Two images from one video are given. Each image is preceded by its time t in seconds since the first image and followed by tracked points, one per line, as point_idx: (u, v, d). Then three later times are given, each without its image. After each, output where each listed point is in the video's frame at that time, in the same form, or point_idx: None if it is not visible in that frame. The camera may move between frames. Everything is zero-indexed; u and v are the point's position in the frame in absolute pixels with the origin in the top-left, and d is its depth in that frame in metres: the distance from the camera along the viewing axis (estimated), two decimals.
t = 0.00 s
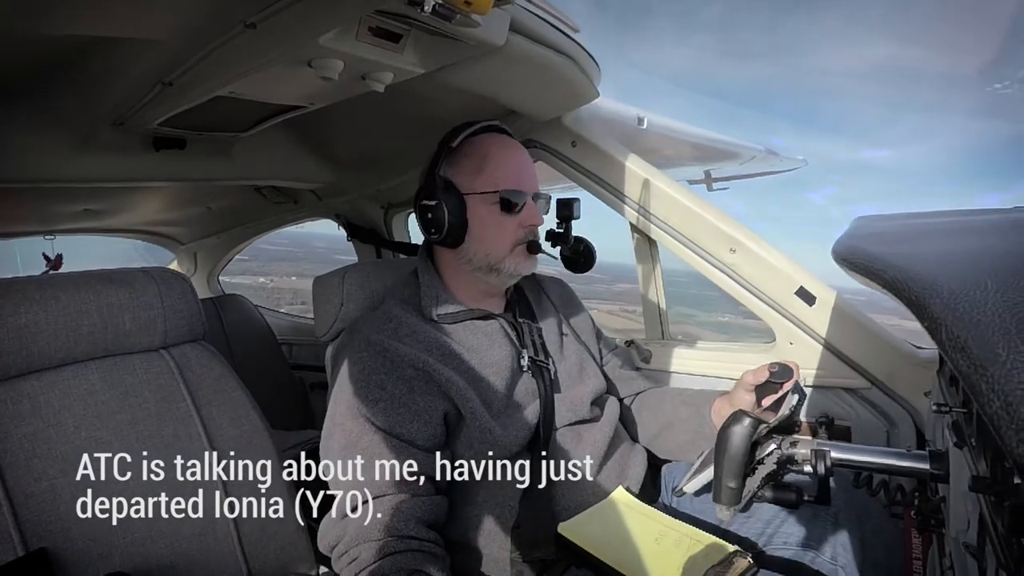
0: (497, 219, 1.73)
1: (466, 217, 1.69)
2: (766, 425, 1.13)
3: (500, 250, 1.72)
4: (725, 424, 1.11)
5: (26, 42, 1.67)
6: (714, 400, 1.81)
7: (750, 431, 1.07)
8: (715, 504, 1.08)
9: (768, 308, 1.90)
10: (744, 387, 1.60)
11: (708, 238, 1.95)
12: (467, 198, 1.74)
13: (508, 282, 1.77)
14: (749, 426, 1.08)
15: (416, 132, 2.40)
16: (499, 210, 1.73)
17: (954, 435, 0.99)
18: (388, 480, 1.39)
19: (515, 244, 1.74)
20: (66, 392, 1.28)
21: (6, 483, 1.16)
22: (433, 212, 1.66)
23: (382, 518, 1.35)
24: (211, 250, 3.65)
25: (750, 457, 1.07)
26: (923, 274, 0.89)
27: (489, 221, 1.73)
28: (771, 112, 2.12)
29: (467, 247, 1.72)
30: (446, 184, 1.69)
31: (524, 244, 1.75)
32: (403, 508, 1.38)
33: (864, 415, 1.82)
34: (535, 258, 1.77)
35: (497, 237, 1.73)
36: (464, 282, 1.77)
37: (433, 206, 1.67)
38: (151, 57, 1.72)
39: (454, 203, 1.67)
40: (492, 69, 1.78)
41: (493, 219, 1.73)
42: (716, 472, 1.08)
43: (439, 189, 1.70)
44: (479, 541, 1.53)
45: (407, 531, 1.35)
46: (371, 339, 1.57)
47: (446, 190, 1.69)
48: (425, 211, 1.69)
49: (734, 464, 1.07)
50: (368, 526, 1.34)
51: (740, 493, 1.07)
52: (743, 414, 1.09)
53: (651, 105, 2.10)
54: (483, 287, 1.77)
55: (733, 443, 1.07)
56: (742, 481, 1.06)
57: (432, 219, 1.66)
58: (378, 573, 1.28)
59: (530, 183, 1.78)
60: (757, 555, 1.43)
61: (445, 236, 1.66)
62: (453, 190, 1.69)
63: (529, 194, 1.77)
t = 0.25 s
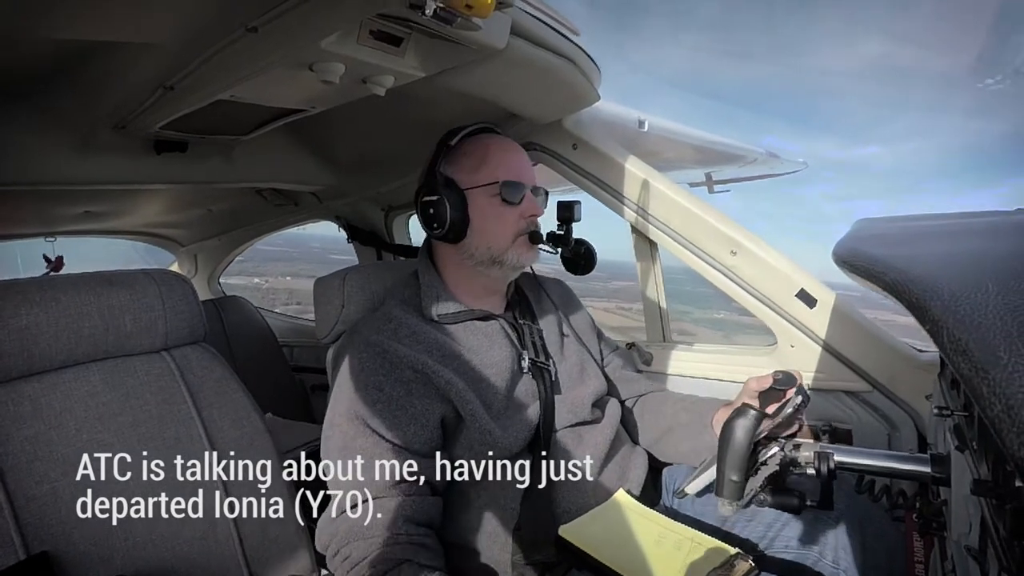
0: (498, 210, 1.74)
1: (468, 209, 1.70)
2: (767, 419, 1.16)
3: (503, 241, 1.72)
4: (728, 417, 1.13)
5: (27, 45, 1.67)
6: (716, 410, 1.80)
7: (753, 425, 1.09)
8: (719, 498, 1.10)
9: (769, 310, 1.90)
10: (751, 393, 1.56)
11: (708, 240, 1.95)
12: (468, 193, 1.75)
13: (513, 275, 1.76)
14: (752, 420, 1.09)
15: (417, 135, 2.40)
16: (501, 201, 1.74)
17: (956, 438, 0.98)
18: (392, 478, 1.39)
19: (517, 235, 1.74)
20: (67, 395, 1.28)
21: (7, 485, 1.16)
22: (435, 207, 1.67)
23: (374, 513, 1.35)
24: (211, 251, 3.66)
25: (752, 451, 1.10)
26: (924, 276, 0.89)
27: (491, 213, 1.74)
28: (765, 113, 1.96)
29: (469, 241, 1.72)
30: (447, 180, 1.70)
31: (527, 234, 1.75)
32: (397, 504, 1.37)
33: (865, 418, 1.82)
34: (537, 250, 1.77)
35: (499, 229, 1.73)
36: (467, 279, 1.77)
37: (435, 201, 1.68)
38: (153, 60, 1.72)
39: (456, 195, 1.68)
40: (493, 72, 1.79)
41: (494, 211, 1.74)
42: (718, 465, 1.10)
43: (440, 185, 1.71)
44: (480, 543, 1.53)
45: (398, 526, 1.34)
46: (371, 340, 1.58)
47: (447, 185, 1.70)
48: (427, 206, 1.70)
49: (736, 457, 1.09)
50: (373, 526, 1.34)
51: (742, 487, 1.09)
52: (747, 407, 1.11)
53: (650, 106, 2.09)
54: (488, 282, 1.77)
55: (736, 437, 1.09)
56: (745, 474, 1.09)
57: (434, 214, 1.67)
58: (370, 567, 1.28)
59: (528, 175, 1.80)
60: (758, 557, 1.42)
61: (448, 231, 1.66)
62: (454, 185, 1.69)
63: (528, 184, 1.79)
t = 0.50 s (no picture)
0: (498, 219, 1.75)
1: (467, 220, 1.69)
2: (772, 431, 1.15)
3: (503, 249, 1.73)
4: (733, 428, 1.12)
5: (32, 55, 1.68)
6: (720, 418, 1.77)
7: (756, 436, 1.08)
8: (723, 508, 1.10)
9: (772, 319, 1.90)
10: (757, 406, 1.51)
11: (710, 248, 1.95)
12: (467, 202, 1.75)
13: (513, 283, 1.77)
14: (756, 430, 1.09)
15: (420, 144, 2.41)
16: (500, 210, 1.74)
17: (960, 448, 0.99)
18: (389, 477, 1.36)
19: (517, 243, 1.75)
20: (70, 404, 1.28)
21: (9, 495, 1.16)
22: (435, 217, 1.67)
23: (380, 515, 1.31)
24: (215, 261, 3.65)
25: (757, 461, 1.09)
26: (928, 286, 0.88)
27: (490, 222, 1.74)
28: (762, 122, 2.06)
29: (469, 249, 1.72)
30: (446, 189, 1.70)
31: (527, 243, 1.76)
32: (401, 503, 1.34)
33: (870, 428, 1.80)
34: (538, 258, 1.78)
35: (499, 237, 1.74)
36: (467, 287, 1.77)
37: (434, 211, 1.68)
38: (157, 70, 1.73)
39: (454, 206, 1.68)
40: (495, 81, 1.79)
41: (494, 220, 1.74)
42: (723, 476, 1.10)
43: (439, 195, 1.71)
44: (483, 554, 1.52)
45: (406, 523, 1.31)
46: (373, 346, 1.57)
47: (446, 194, 1.70)
48: (427, 216, 1.70)
49: (741, 467, 1.09)
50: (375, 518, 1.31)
51: (747, 497, 1.09)
52: (751, 418, 1.10)
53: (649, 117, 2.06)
54: (488, 291, 1.77)
55: (740, 447, 1.08)
56: (750, 484, 1.08)
57: (434, 224, 1.67)
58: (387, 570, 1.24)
59: (528, 183, 1.80)
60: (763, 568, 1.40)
61: (448, 241, 1.66)
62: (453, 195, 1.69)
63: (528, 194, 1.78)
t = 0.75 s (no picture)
0: (498, 224, 1.75)
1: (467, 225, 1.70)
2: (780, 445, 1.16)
3: (504, 254, 1.73)
4: (738, 440, 1.14)
5: (33, 63, 1.68)
6: (721, 423, 1.76)
7: (761, 450, 1.10)
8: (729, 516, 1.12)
9: (772, 324, 1.89)
10: (760, 408, 1.53)
11: (711, 252, 1.95)
12: (466, 207, 1.75)
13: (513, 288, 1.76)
14: (761, 443, 1.11)
15: (420, 150, 2.41)
16: (499, 215, 1.74)
17: (962, 456, 0.98)
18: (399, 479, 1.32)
19: (517, 247, 1.75)
20: (71, 412, 1.28)
21: (9, 504, 1.16)
22: (435, 223, 1.68)
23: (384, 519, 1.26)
24: (216, 267, 3.66)
25: (762, 475, 1.11)
26: (928, 293, 0.88)
27: (489, 228, 1.74)
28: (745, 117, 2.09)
29: (469, 254, 1.72)
30: (446, 195, 1.71)
31: (527, 247, 1.76)
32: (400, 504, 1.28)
33: (871, 435, 1.79)
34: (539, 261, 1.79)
35: (498, 242, 1.74)
36: (468, 292, 1.77)
37: (434, 217, 1.69)
38: (158, 77, 1.73)
39: (454, 211, 1.69)
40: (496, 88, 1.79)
41: (494, 225, 1.74)
42: (729, 489, 1.12)
43: (438, 201, 1.72)
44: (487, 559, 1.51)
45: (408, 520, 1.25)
46: (379, 345, 1.54)
47: (446, 200, 1.70)
48: (427, 222, 1.71)
49: (746, 482, 1.11)
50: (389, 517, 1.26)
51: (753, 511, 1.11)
52: (755, 431, 1.12)
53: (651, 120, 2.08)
54: (488, 296, 1.78)
55: (745, 459, 1.10)
56: (755, 497, 1.10)
57: (433, 230, 1.68)
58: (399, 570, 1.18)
59: (527, 188, 1.80)
60: None
61: (448, 246, 1.67)
62: (453, 201, 1.70)
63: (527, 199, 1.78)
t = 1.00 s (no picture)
0: (494, 235, 1.74)
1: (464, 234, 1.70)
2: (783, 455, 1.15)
3: (499, 265, 1.72)
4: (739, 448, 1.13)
5: (34, 68, 1.68)
6: (723, 426, 1.76)
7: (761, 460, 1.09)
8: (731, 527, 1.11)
9: (772, 329, 1.89)
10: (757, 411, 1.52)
11: (710, 257, 1.95)
12: (465, 217, 1.75)
13: (509, 298, 1.76)
14: (762, 454, 1.09)
15: (420, 155, 2.41)
16: (495, 226, 1.74)
17: (963, 462, 0.98)
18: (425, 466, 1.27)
19: (513, 258, 1.74)
20: (72, 418, 1.27)
21: (10, 510, 1.16)
22: (431, 231, 1.68)
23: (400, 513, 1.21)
24: (216, 273, 3.65)
25: (763, 484, 1.10)
26: (929, 300, 0.88)
27: (486, 238, 1.74)
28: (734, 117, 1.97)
29: (467, 264, 1.74)
30: (443, 203, 1.70)
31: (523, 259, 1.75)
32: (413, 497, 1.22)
33: (872, 440, 1.78)
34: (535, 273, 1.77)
35: (496, 255, 1.74)
36: (466, 302, 1.77)
37: (431, 225, 1.68)
38: (159, 82, 1.73)
39: (451, 220, 1.68)
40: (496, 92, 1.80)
41: (490, 235, 1.74)
42: (729, 498, 1.12)
43: (435, 209, 1.70)
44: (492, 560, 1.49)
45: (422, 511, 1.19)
46: (386, 350, 1.52)
47: (443, 209, 1.69)
48: (425, 230, 1.70)
49: (746, 490, 1.10)
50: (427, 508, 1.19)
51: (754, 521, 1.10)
52: (755, 441, 1.11)
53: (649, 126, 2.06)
54: (485, 305, 1.77)
55: (748, 472, 1.09)
56: (756, 508, 1.09)
57: (431, 238, 1.68)
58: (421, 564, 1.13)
59: (527, 198, 1.79)
60: None
61: (443, 255, 1.67)
62: (451, 208, 1.69)
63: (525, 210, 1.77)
